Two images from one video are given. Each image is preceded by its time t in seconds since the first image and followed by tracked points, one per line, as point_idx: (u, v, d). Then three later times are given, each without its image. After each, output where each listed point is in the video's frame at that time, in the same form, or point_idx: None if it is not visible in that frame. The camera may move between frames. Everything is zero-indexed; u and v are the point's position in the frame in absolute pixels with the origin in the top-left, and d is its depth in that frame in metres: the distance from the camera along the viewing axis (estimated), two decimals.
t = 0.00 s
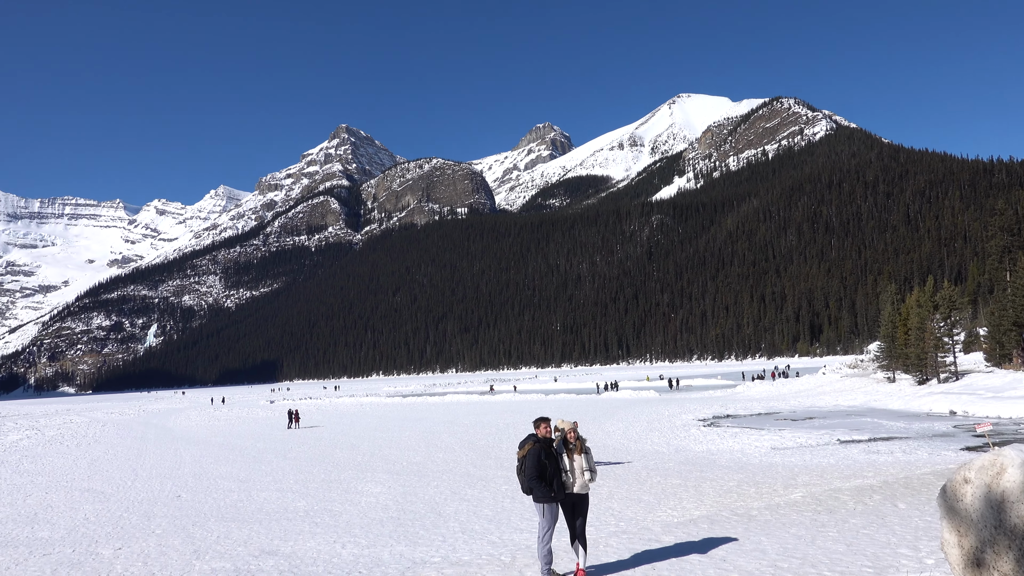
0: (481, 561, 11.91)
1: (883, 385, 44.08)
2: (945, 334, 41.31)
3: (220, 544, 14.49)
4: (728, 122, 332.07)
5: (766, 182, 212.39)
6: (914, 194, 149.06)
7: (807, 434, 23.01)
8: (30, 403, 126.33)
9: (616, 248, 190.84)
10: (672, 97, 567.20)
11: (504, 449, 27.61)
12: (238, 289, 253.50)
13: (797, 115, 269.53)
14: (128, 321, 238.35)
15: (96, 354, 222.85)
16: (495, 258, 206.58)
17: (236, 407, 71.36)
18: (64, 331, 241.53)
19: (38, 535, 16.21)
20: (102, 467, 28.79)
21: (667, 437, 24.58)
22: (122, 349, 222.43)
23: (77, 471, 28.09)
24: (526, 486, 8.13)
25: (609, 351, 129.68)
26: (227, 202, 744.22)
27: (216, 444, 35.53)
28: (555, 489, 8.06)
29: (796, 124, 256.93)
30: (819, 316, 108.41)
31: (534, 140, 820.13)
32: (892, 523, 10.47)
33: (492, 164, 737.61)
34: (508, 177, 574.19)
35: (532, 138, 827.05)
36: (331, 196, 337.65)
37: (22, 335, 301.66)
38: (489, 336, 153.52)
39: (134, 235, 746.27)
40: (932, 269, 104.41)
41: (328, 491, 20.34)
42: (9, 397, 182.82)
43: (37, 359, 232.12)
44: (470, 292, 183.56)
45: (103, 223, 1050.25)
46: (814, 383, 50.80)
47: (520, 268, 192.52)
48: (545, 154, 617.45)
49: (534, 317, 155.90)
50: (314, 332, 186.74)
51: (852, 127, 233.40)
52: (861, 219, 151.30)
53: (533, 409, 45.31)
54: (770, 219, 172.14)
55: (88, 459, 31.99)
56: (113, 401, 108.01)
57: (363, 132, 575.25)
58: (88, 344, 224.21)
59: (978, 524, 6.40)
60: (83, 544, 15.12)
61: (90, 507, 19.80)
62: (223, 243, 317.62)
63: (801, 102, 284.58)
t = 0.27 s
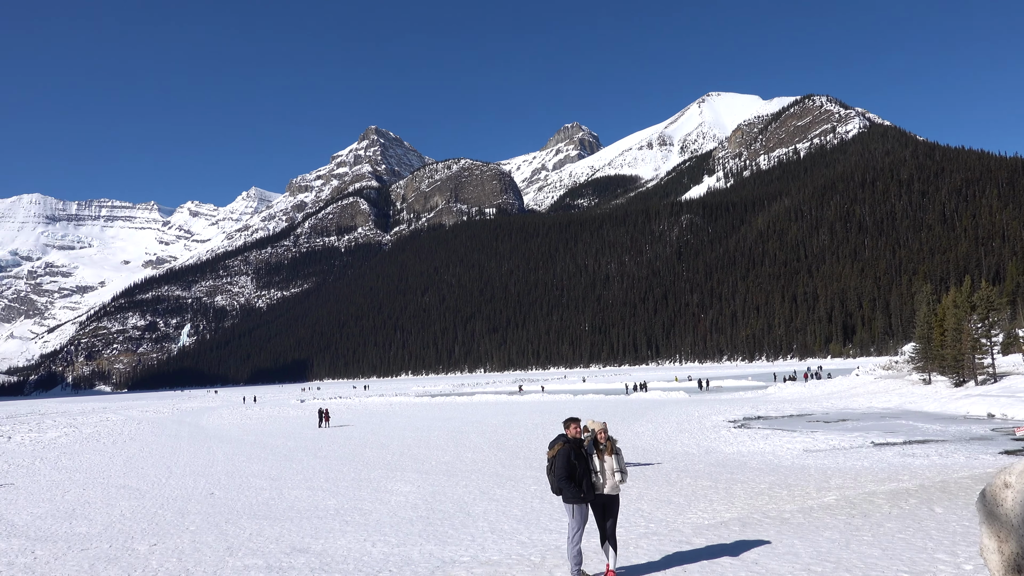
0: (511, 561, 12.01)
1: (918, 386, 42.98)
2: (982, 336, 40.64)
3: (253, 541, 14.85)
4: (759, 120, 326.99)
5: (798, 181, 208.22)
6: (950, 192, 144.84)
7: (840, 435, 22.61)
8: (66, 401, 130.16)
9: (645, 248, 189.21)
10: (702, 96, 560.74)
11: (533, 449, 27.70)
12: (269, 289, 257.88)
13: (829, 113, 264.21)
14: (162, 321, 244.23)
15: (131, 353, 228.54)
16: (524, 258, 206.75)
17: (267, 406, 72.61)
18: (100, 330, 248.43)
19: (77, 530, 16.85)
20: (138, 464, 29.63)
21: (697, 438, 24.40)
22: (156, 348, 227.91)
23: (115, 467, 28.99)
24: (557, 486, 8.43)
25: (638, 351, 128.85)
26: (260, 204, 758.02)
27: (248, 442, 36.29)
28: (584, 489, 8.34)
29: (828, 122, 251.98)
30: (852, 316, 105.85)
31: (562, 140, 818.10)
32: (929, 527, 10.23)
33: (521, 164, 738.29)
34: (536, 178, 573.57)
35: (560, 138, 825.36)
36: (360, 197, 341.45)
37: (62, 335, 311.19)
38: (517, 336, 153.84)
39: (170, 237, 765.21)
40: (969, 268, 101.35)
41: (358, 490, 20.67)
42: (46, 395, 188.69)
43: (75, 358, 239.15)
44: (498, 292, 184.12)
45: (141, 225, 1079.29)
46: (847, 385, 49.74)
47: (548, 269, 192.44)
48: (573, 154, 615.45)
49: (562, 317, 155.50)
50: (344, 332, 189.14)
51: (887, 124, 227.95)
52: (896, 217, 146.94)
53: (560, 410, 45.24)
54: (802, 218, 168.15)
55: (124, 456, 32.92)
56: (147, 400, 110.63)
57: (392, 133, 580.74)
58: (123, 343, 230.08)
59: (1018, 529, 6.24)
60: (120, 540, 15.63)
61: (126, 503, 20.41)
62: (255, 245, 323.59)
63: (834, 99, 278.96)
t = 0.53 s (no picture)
0: (539, 562, 12.11)
1: (954, 390, 41.69)
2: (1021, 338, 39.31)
3: (283, 538, 15.22)
4: (791, 119, 321.27)
5: (830, 180, 203.53)
6: (989, 191, 140.17)
7: (873, 439, 22.10)
8: (103, 399, 133.88)
9: (674, 249, 187.32)
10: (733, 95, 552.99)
11: (560, 450, 27.63)
12: (299, 290, 261.81)
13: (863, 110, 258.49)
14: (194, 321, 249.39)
15: (165, 353, 234.14)
16: (552, 258, 206.55)
17: (296, 404, 73.72)
18: (134, 330, 254.98)
19: (113, 526, 17.43)
20: (173, 462, 30.43)
21: (726, 440, 24.15)
22: (189, 348, 232.99)
23: (151, 465, 29.82)
24: (586, 487, 8.74)
25: (666, 351, 127.86)
26: (290, 205, 769.55)
27: (279, 441, 36.94)
28: (612, 490, 8.68)
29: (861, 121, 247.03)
30: (885, 318, 103.14)
31: (589, 140, 814.89)
32: (965, 533, 9.99)
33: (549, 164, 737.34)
34: (564, 178, 571.93)
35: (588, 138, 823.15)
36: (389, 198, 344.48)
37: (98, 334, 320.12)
38: (546, 336, 153.85)
39: (203, 238, 782.06)
40: (1009, 269, 98.09)
41: (388, 489, 21.02)
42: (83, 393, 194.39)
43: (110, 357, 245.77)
44: (527, 292, 184.28)
45: (176, 226, 1105.37)
46: (881, 387, 48.39)
47: (576, 269, 191.90)
48: (601, 154, 612.30)
49: (590, 318, 155.07)
50: (372, 332, 191.09)
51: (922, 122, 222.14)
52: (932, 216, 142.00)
53: (587, 411, 45.06)
54: (834, 217, 163.24)
55: (160, 453, 33.85)
56: (180, 399, 113.03)
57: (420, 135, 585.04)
58: (157, 343, 235.71)
59: None
60: (154, 535, 16.14)
61: (161, 499, 21.05)
62: (285, 246, 328.86)
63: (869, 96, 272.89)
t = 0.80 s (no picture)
0: (569, 564, 12.14)
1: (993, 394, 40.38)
2: None
3: (314, 536, 15.53)
4: (824, 118, 315.36)
5: (864, 179, 197.49)
6: None
7: (908, 442, 21.59)
8: (139, 397, 137.59)
9: (704, 249, 184.71)
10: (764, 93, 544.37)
11: (588, 451, 27.56)
12: (329, 290, 265.35)
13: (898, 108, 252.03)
14: (226, 321, 254.57)
15: (198, 352, 239.48)
16: (580, 258, 205.69)
17: (325, 404, 74.86)
18: (168, 330, 261.48)
19: (149, 522, 18.01)
20: (208, 459, 31.18)
21: (757, 443, 23.82)
22: (222, 347, 238.15)
23: (187, 462, 30.61)
24: (617, 488, 8.87)
25: (696, 353, 126.58)
26: (320, 206, 780.70)
27: (310, 440, 37.57)
28: (643, 492, 8.78)
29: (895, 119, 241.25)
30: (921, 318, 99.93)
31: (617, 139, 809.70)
32: (1004, 540, 9.76)
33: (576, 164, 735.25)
34: (592, 179, 569.48)
35: (616, 139, 818.65)
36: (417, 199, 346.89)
37: (134, 333, 328.94)
38: (573, 336, 153.29)
39: (236, 238, 798.21)
40: None
41: (417, 489, 21.27)
42: (119, 391, 200.20)
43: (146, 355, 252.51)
44: (555, 293, 183.93)
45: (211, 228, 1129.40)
46: (916, 389, 47.14)
47: (605, 269, 190.68)
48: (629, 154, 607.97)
49: (618, 318, 154.05)
50: (401, 332, 192.81)
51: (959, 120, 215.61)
52: (971, 216, 135.37)
53: (615, 412, 44.83)
54: (867, 218, 156.77)
55: (194, 451, 34.66)
56: (212, 397, 115.70)
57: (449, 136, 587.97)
58: (191, 342, 241.22)
59: None
60: (188, 532, 16.60)
61: (195, 496, 21.61)
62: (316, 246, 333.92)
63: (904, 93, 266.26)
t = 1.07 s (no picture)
0: (599, 566, 12.18)
1: None
2: None
3: (346, 535, 15.82)
4: (858, 117, 309.38)
5: (898, 178, 190.56)
6: None
7: (945, 446, 21.08)
8: (172, 396, 141.50)
9: (735, 249, 181.65)
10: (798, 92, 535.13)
11: (617, 453, 27.43)
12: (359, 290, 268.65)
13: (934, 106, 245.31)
14: (259, 321, 259.44)
15: (231, 352, 244.69)
16: (609, 259, 204.53)
17: (353, 404, 75.87)
18: (202, 329, 267.98)
19: (183, 519, 18.51)
20: (241, 458, 31.92)
21: (788, 445, 23.51)
22: (254, 347, 242.94)
23: (222, 460, 31.39)
24: (648, 491, 8.98)
25: (727, 354, 125.14)
26: (351, 208, 790.73)
27: (341, 439, 38.15)
28: (675, 495, 8.87)
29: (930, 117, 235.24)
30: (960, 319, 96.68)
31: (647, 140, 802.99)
32: None
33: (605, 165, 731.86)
34: (621, 179, 565.85)
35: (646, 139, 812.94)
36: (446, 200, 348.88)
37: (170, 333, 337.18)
38: (603, 337, 152.51)
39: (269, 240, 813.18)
40: None
41: (446, 488, 21.52)
42: (155, 390, 205.73)
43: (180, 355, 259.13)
44: (584, 293, 183.28)
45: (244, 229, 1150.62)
46: (955, 392, 45.82)
47: (634, 270, 189.15)
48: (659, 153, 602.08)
49: (647, 319, 152.80)
50: (430, 333, 194.33)
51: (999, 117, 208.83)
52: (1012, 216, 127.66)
53: (645, 414, 44.49)
54: (903, 219, 149.95)
55: (229, 449, 35.44)
56: (244, 396, 118.15)
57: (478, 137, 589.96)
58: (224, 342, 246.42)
59: None
60: (222, 529, 17.07)
61: (229, 494, 22.19)
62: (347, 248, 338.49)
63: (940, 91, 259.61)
